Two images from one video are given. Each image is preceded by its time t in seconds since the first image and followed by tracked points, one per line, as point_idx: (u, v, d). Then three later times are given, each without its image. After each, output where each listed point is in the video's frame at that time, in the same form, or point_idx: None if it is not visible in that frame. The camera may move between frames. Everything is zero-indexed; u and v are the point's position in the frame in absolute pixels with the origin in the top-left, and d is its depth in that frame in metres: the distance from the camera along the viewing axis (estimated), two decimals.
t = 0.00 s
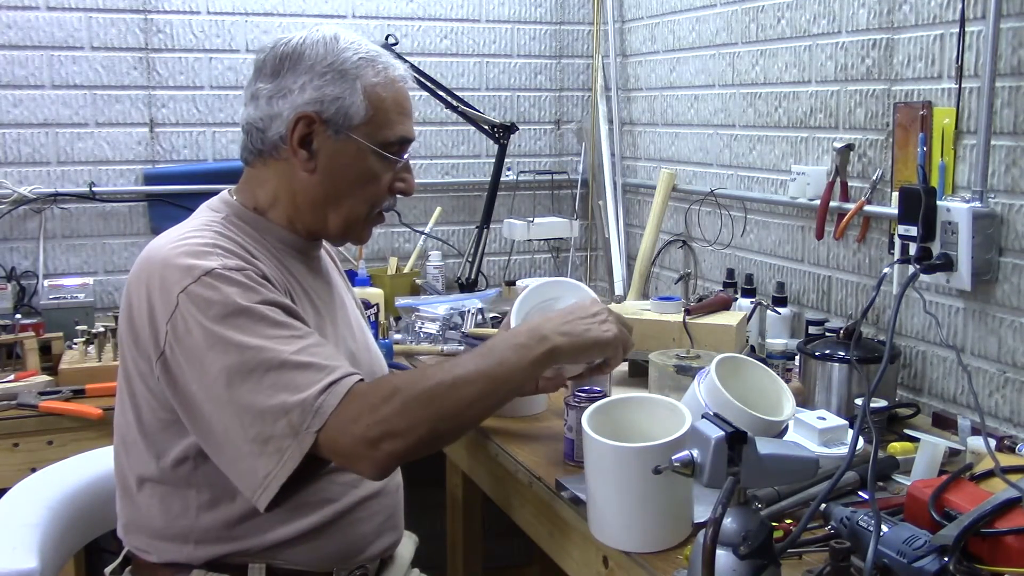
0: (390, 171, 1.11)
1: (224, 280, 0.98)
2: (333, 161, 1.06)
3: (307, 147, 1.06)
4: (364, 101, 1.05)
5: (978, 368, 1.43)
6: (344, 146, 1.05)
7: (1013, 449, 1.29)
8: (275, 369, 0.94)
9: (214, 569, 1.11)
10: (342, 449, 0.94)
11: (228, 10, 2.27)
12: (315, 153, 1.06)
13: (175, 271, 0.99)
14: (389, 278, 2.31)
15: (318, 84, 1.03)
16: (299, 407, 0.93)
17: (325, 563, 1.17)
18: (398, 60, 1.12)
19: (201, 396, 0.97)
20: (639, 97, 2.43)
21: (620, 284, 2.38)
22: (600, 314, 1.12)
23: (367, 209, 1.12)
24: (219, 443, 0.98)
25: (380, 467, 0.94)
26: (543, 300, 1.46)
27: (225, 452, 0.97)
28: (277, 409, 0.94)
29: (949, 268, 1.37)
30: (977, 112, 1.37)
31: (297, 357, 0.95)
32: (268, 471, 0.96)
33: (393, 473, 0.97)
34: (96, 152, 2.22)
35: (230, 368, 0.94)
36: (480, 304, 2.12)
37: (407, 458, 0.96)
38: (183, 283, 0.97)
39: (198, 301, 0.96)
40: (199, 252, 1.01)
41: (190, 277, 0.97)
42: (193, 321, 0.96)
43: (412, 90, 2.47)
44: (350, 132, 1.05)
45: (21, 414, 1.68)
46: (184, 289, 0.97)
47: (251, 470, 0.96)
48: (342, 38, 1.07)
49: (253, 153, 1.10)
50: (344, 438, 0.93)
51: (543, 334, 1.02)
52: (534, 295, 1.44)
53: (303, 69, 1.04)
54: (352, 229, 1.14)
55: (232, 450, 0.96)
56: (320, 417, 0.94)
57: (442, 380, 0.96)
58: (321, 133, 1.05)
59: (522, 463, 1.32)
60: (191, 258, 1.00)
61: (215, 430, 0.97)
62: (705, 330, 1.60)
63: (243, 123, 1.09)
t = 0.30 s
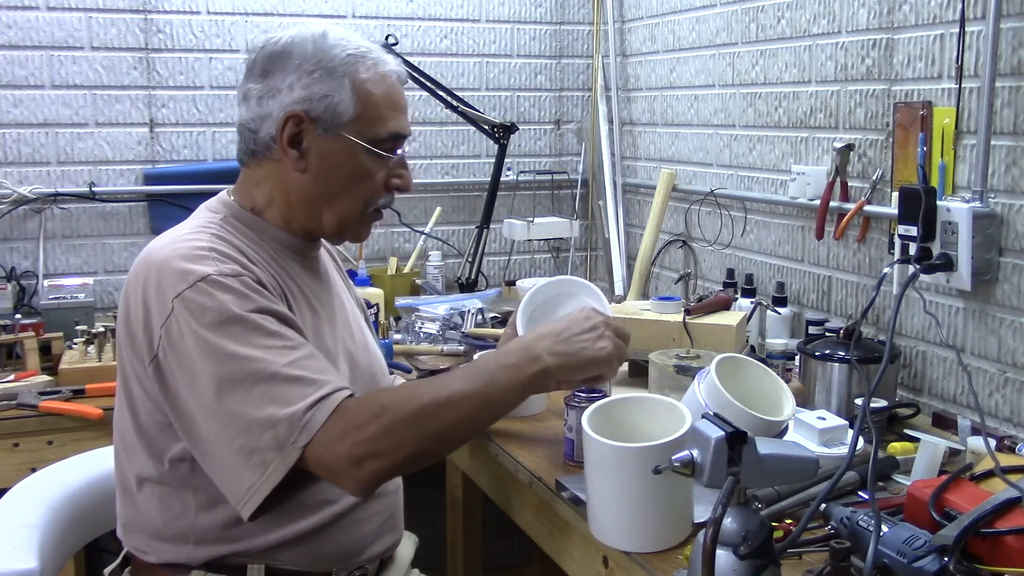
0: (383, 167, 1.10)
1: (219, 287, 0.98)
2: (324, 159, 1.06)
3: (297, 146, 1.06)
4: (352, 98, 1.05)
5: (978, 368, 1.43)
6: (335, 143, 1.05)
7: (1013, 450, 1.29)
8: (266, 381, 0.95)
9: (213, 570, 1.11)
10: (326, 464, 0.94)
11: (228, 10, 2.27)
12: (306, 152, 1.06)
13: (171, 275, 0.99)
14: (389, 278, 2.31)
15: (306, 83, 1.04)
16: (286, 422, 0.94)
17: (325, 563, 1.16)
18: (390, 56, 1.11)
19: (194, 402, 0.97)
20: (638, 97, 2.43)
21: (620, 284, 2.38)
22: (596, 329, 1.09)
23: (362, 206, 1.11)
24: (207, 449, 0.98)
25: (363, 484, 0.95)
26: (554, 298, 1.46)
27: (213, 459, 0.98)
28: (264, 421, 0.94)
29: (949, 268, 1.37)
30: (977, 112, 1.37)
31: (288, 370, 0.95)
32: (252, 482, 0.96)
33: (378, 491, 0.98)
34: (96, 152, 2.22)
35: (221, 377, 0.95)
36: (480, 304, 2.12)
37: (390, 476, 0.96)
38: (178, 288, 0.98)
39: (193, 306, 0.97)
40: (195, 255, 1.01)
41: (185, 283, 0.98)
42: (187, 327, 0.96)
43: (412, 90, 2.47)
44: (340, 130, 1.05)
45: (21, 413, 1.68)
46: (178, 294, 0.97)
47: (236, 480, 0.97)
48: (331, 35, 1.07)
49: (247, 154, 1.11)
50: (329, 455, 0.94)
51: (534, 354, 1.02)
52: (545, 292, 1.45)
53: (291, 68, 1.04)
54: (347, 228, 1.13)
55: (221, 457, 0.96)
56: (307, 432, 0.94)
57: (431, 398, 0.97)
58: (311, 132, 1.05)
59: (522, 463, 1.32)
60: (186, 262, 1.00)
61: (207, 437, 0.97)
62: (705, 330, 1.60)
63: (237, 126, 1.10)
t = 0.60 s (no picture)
0: (302, 145, 1.09)
1: (217, 292, 0.98)
2: (253, 148, 1.10)
3: (237, 142, 1.13)
4: (258, 81, 1.07)
5: (978, 368, 1.43)
6: (256, 130, 1.09)
7: (1013, 449, 1.29)
8: (261, 390, 0.94)
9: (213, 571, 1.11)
10: (317, 476, 0.94)
11: (228, 10, 2.27)
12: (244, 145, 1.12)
13: (171, 276, 0.99)
14: (389, 278, 2.31)
15: (235, 79, 1.10)
16: (279, 432, 0.93)
17: (325, 564, 1.16)
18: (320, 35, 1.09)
19: (191, 405, 0.97)
20: (639, 97, 2.43)
21: (620, 284, 2.38)
22: (593, 344, 1.13)
23: (293, 188, 1.10)
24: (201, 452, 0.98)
25: (353, 497, 0.95)
26: (561, 298, 1.46)
27: (206, 461, 0.98)
28: (256, 430, 0.94)
29: (949, 268, 1.37)
30: (977, 112, 1.37)
31: (284, 380, 0.95)
32: (240, 488, 0.96)
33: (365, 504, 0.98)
34: (96, 152, 2.22)
35: (216, 382, 0.95)
36: (480, 304, 2.12)
37: (380, 489, 0.96)
38: (177, 290, 0.98)
39: (190, 309, 0.97)
40: (195, 257, 1.01)
41: (184, 286, 0.98)
42: (185, 331, 0.96)
43: (412, 90, 2.47)
44: (255, 115, 1.08)
45: (21, 413, 1.68)
46: (177, 297, 0.97)
47: (224, 486, 0.96)
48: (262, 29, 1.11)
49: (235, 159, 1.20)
50: (321, 467, 0.94)
51: (530, 371, 1.04)
52: (554, 291, 1.44)
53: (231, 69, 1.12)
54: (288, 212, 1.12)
55: (215, 461, 0.96)
56: (299, 443, 0.93)
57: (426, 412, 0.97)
58: (242, 125, 1.10)
59: (522, 464, 1.31)
60: (186, 264, 1.00)
61: (200, 441, 0.97)
62: (705, 330, 1.60)
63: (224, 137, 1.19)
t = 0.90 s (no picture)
0: (279, 144, 1.10)
1: (216, 292, 0.98)
2: (238, 147, 1.12)
3: (227, 142, 1.15)
4: (239, 81, 1.09)
5: (978, 368, 1.43)
6: (239, 129, 1.11)
7: (1013, 449, 1.29)
8: (259, 392, 0.95)
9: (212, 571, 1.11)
10: (312, 480, 0.94)
11: (228, 10, 2.27)
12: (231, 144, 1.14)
13: (170, 276, 0.99)
14: (389, 278, 2.30)
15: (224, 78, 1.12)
16: (276, 434, 0.93)
17: (325, 564, 1.16)
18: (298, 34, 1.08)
19: (189, 406, 0.97)
20: (639, 97, 2.43)
21: (620, 284, 2.38)
22: (591, 354, 1.14)
23: (275, 188, 1.11)
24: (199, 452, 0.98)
25: (346, 501, 0.95)
26: (568, 301, 1.43)
27: (203, 462, 0.98)
28: (253, 432, 0.94)
29: (949, 268, 1.37)
30: (977, 112, 1.37)
31: (282, 383, 0.95)
32: (235, 490, 0.96)
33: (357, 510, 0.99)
34: (96, 152, 2.22)
35: (215, 383, 0.95)
36: (480, 304, 2.12)
37: (374, 494, 0.97)
38: (176, 291, 0.98)
39: (188, 308, 0.97)
40: (194, 256, 1.01)
41: (183, 286, 0.98)
42: (184, 332, 0.96)
43: (411, 90, 2.47)
44: (239, 116, 1.10)
45: (21, 413, 1.68)
46: (176, 297, 0.97)
47: (219, 487, 0.97)
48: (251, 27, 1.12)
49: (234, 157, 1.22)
50: (316, 471, 0.94)
51: (529, 380, 1.05)
52: (559, 296, 1.41)
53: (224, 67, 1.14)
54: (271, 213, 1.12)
55: (212, 462, 0.96)
56: (296, 446, 0.94)
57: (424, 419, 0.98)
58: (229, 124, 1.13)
59: (522, 463, 1.31)
60: (185, 264, 1.00)
61: (197, 442, 0.97)
62: (706, 330, 1.61)
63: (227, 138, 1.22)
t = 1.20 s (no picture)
0: (283, 152, 1.09)
1: (215, 294, 0.98)
2: (240, 151, 1.11)
3: (229, 143, 1.14)
4: (243, 85, 1.08)
5: (977, 368, 1.43)
6: (241, 134, 1.10)
7: (1013, 450, 1.29)
8: (257, 397, 0.95)
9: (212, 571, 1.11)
10: (309, 485, 0.95)
11: (228, 10, 2.27)
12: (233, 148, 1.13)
13: (170, 278, 0.99)
14: (389, 278, 2.30)
15: (228, 81, 1.11)
16: (273, 440, 0.94)
17: (325, 564, 1.16)
18: (304, 38, 1.07)
19: (188, 408, 0.97)
20: (639, 97, 2.42)
21: (620, 284, 2.38)
22: (592, 366, 1.15)
23: (275, 196, 1.10)
24: (196, 451, 0.98)
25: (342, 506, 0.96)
26: (571, 301, 1.43)
27: (199, 463, 0.98)
28: (250, 437, 0.94)
29: (949, 268, 1.37)
30: (977, 112, 1.37)
31: (280, 388, 0.95)
32: (230, 494, 0.96)
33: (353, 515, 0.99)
34: (96, 152, 2.22)
35: (213, 387, 0.95)
36: (480, 304, 2.12)
37: (369, 500, 0.97)
38: (176, 293, 0.98)
39: (189, 311, 0.97)
40: (194, 258, 1.01)
41: (183, 288, 0.98)
42: (183, 334, 0.96)
43: (411, 90, 2.47)
44: (241, 120, 1.09)
45: (21, 413, 1.68)
46: (176, 300, 0.97)
47: (216, 491, 0.97)
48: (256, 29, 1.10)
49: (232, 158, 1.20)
50: (312, 477, 0.94)
51: (529, 394, 1.06)
52: (563, 296, 1.40)
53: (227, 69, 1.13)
54: (272, 219, 1.12)
55: (209, 465, 0.96)
56: (294, 451, 0.94)
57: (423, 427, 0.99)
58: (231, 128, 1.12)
59: (522, 464, 1.31)
60: (185, 266, 1.00)
61: (195, 444, 0.97)
62: (706, 330, 1.61)
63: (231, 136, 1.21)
